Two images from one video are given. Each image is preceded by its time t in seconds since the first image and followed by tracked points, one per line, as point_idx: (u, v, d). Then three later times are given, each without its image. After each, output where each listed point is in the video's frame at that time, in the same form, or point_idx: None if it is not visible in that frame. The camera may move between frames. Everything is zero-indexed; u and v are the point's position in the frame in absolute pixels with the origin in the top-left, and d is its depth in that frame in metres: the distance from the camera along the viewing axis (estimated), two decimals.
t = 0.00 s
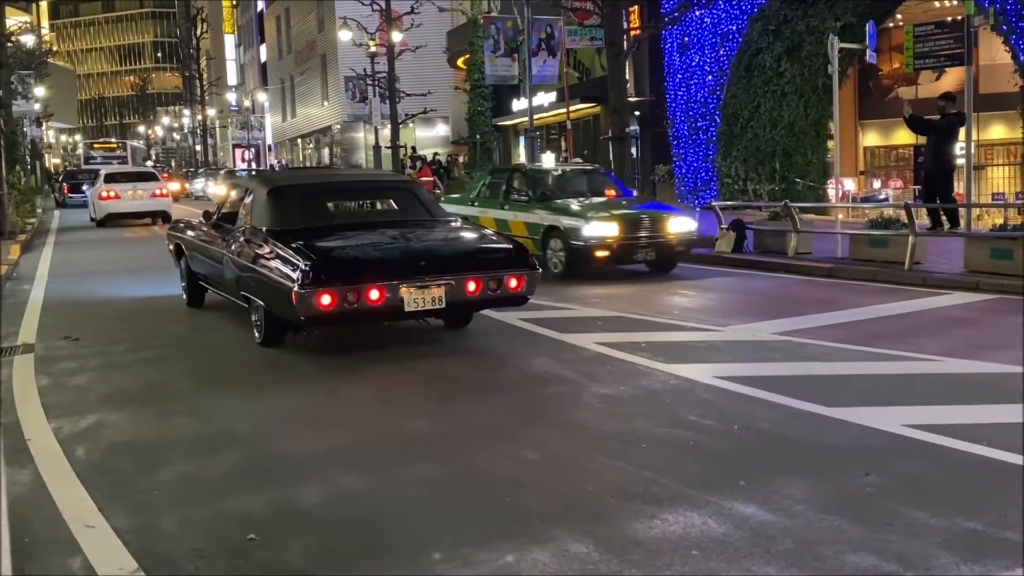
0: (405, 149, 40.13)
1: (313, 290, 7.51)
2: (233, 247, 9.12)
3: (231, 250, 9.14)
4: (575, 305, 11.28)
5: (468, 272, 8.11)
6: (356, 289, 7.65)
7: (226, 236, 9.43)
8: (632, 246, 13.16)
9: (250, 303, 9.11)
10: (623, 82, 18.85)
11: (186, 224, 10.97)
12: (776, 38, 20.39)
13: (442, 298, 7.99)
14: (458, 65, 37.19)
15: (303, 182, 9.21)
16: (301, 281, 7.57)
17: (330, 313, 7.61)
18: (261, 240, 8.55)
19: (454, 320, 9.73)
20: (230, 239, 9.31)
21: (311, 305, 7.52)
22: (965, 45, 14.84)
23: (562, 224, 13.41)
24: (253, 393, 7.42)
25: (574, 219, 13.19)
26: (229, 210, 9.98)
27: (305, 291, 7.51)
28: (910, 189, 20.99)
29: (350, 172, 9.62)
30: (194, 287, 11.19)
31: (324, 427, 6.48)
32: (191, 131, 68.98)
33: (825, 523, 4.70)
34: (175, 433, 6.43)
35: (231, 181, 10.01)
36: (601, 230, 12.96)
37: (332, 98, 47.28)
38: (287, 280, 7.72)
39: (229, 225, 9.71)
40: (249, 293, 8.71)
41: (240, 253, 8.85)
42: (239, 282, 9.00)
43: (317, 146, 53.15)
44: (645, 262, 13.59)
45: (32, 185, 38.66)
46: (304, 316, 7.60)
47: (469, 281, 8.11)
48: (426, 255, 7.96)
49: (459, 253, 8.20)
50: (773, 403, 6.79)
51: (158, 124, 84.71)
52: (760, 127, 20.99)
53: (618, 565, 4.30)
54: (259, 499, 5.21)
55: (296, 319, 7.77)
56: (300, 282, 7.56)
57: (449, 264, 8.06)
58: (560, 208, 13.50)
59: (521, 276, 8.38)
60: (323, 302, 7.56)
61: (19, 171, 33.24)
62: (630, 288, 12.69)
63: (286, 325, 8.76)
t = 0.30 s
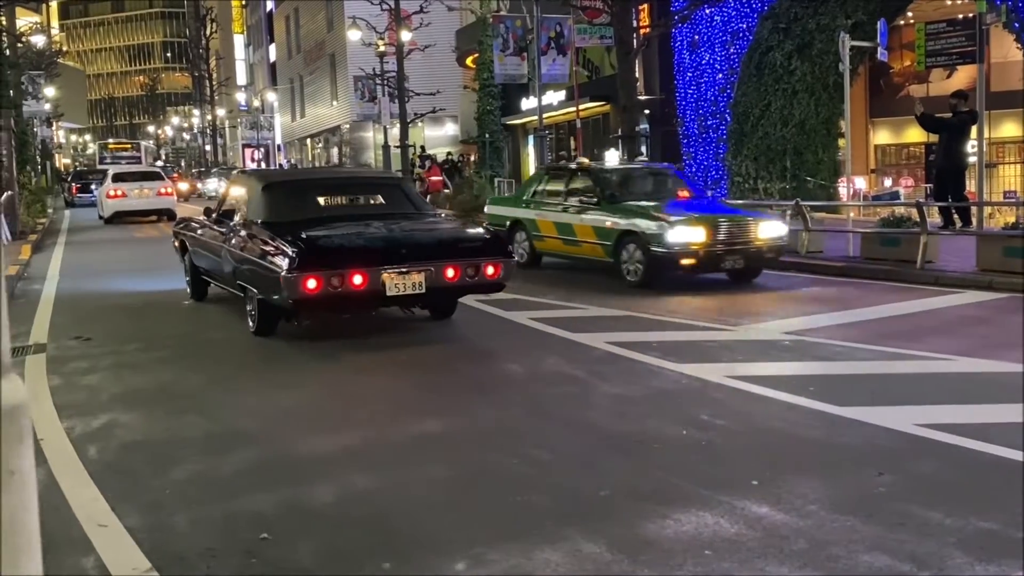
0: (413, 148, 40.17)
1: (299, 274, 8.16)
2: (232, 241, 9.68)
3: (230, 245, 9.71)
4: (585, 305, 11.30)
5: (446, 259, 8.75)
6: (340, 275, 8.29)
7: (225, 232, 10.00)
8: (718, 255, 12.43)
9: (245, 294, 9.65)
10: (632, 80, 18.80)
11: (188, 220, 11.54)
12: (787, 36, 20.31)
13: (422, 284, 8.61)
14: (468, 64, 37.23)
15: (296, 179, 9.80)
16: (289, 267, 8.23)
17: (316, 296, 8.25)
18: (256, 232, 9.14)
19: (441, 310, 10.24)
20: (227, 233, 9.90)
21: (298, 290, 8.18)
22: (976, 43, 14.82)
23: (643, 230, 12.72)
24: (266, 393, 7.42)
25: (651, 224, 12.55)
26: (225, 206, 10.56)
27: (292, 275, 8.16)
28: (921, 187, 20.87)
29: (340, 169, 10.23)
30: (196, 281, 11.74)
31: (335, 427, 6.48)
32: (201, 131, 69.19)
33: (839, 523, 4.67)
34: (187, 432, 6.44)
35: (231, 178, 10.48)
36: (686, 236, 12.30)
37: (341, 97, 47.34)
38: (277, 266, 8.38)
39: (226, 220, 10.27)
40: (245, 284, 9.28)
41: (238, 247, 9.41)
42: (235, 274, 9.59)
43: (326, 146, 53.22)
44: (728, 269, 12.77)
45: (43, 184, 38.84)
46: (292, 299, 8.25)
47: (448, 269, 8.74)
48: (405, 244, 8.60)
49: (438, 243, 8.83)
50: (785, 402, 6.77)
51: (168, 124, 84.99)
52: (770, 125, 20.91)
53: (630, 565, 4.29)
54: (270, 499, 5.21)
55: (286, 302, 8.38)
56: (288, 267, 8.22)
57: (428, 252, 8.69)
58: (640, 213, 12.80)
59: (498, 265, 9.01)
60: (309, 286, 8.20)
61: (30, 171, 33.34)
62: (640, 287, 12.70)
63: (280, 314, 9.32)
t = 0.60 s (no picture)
0: (417, 147, 40.18)
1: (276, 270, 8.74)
2: (221, 238, 10.22)
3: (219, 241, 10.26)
4: (588, 303, 11.33)
5: (416, 256, 9.32)
6: (315, 271, 8.87)
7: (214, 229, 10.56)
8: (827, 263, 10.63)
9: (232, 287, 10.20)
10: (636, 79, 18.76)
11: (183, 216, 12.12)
12: (790, 34, 20.27)
13: (393, 279, 9.20)
14: (471, 63, 37.24)
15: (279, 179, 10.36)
16: (267, 263, 8.80)
17: (293, 291, 8.82)
18: (241, 230, 9.69)
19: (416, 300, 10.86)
20: (217, 230, 10.45)
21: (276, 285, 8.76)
22: (981, 40, 14.78)
23: (739, 234, 10.92)
24: (271, 392, 7.43)
25: (748, 226, 10.81)
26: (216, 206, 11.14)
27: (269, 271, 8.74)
28: (925, 185, 20.78)
29: (322, 169, 10.80)
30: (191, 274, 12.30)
31: (340, 426, 6.49)
32: (205, 131, 69.21)
33: (844, 522, 4.67)
34: (192, 432, 6.45)
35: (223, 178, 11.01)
36: (793, 241, 10.50)
37: (344, 97, 47.37)
38: (256, 263, 8.96)
39: (217, 217, 10.81)
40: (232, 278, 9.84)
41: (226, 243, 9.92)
42: (224, 269, 10.14)
43: (330, 145, 53.20)
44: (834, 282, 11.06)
45: (47, 185, 38.86)
46: (270, 293, 8.84)
47: (417, 265, 9.32)
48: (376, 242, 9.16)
49: (408, 240, 9.40)
50: (790, 401, 6.76)
51: (171, 124, 85.04)
52: (775, 123, 20.78)
53: (635, 565, 4.29)
54: (275, 498, 5.22)
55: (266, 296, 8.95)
56: (266, 263, 8.80)
57: (399, 250, 9.27)
58: (737, 216, 11.01)
59: (464, 259, 9.57)
60: (286, 281, 8.78)
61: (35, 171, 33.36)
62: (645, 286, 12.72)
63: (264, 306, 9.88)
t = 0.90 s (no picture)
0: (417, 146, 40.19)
1: (252, 260, 9.46)
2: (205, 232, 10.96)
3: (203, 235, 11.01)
4: (587, 302, 11.33)
5: (382, 247, 10.03)
6: (288, 260, 9.59)
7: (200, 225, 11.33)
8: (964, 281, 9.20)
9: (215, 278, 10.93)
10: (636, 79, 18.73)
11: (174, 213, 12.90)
12: (790, 33, 20.26)
13: (361, 269, 9.89)
14: (471, 62, 37.26)
15: (260, 177, 11.14)
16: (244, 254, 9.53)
17: (267, 280, 9.54)
18: (222, 224, 10.43)
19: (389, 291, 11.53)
20: (201, 226, 11.28)
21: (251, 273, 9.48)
22: (981, 39, 14.76)
23: (866, 243, 9.47)
24: (271, 392, 7.43)
25: (880, 237, 9.32)
26: (201, 203, 11.93)
27: (245, 261, 9.47)
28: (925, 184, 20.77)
29: (302, 168, 11.57)
30: (184, 267, 13.08)
31: (340, 426, 6.49)
32: (205, 131, 69.17)
33: (845, 521, 4.67)
34: (193, 432, 6.45)
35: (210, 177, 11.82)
36: (930, 251, 9.05)
37: (344, 96, 47.38)
38: (234, 254, 9.68)
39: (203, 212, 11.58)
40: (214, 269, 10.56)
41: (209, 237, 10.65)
42: (207, 261, 10.93)
43: (330, 144, 53.18)
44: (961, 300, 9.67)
45: (47, 185, 38.82)
46: (246, 282, 9.55)
47: (384, 256, 10.03)
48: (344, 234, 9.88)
49: (376, 234, 10.12)
50: (790, 401, 6.77)
51: (172, 124, 85.02)
52: (775, 123, 20.74)
53: (636, 565, 4.29)
54: (277, 498, 5.22)
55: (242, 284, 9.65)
56: (243, 254, 9.53)
57: (366, 243, 9.98)
58: (856, 222, 9.63)
59: (428, 250, 10.28)
60: (261, 271, 9.49)
61: (35, 172, 33.33)
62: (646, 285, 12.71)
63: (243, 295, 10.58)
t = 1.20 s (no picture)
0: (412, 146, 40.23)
1: (225, 251, 10.34)
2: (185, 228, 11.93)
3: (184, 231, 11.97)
4: (583, 301, 11.32)
5: (345, 240, 10.91)
6: (257, 252, 10.45)
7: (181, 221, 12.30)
8: None
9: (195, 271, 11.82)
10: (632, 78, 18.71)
11: (162, 211, 13.91)
12: (785, 32, 20.23)
13: (326, 260, 10.75)
14: (467, 62, 37.30)
15: (236, 179, 12.15)
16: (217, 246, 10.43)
17: (239, 270, 10.41)
18: (198, 220, 11.38)
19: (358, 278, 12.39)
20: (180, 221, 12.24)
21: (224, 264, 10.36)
22: (975, 39, 14.79)
23: None
24: (267, 391, 7.44)
25: None
26: (182, 200, 12.90)
27: (218, 253, 10.35)
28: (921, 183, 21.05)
29: (275, 171, 12.57)
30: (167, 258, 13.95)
31: (337, 426, 6.49)
32: (200, 130, 69.08)
33: (840, 519, 4.68)
34: (189, 432, 6.44)
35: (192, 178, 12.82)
36: None
37: (340, 95, 47.38)
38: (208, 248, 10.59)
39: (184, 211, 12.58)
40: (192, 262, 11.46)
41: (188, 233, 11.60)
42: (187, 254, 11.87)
43: (326, 143, 53.20)
44: None
45: (43, 184, 38.72)
46: (220, 272, 10.42)
47: (347, 248, 10.89)
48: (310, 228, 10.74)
49: (340, 228, 10.99)
50: (786, 399, 6.77)
51: (167, 123, 84.91)
52: (769, 122, 20.71)
53: (633, 564, 4.29)
54: (272, 498, 5.22)
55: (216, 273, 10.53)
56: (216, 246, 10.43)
57: (331, 236, 10.84)
58: (1016, 228, 8.18)
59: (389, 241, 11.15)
60: (233, 262, 10.38)
61: (30, 170, 33.21)
62: (641, 284, 12.71)
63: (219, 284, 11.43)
